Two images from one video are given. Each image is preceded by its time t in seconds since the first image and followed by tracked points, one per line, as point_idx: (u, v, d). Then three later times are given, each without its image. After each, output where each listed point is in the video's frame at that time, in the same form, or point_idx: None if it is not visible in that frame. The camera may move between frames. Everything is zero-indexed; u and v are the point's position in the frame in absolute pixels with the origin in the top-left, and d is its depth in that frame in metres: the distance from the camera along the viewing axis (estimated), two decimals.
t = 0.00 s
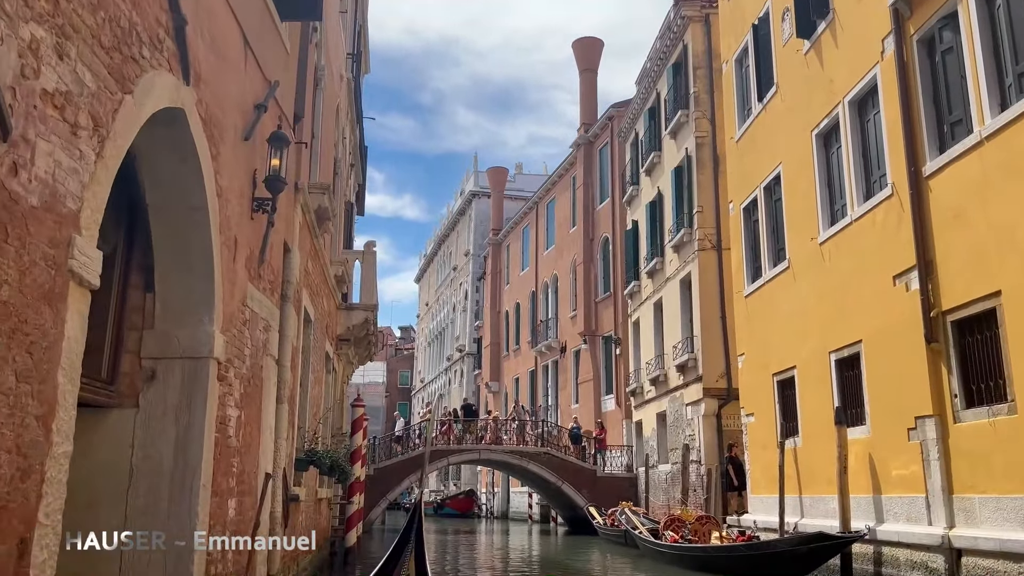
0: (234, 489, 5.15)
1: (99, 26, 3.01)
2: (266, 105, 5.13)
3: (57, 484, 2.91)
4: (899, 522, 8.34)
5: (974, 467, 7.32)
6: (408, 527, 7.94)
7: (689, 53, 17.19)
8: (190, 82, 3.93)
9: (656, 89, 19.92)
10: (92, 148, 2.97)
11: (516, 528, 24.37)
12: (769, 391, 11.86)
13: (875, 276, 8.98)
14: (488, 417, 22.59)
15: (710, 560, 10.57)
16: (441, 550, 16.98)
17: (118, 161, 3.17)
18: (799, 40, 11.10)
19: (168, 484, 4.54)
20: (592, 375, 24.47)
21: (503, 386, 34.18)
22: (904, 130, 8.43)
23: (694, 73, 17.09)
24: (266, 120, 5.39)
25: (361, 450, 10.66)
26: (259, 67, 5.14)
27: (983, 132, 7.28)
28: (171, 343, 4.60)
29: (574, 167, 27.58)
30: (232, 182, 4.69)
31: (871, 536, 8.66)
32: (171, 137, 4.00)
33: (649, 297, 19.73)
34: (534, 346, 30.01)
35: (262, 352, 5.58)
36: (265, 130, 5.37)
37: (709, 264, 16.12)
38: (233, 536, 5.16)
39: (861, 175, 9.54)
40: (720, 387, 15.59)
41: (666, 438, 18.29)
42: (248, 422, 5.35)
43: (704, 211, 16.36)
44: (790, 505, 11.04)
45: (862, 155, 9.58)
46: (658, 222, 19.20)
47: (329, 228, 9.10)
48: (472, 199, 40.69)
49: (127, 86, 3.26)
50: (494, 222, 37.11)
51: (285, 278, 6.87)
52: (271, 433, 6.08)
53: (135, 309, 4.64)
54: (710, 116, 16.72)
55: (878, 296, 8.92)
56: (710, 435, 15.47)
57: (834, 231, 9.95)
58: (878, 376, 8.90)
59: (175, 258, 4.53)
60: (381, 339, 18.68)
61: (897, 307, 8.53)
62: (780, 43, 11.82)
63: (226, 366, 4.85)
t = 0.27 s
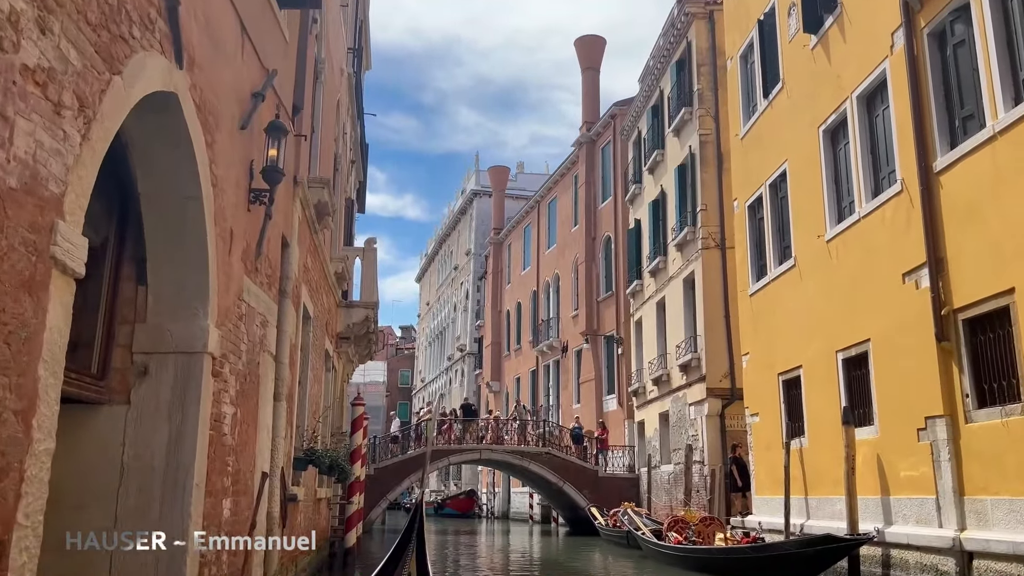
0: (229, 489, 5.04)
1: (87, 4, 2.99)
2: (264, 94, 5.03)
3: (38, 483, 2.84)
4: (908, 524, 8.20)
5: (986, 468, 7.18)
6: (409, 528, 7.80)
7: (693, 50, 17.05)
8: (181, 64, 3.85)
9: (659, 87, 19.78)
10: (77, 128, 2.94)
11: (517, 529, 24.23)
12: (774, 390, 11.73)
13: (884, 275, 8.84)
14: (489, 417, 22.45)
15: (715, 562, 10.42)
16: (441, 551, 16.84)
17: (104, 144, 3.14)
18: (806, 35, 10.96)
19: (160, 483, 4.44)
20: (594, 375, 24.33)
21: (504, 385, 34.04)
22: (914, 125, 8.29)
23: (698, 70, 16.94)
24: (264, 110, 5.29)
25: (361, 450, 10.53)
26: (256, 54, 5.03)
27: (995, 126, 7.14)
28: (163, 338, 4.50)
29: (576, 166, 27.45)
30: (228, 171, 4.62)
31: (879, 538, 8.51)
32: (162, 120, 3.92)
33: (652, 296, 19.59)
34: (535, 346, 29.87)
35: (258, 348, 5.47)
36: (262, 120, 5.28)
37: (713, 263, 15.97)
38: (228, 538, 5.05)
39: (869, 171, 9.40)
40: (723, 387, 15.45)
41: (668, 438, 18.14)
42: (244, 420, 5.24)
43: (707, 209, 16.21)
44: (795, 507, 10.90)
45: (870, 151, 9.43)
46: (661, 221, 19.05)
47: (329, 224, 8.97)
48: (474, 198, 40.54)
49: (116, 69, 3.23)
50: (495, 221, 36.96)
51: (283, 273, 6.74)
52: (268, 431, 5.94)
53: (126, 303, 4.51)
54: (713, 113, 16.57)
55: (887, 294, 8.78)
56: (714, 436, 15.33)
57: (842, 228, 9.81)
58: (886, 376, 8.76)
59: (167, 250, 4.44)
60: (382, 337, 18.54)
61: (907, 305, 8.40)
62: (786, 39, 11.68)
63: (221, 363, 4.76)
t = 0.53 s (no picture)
0: (224, 490, 4.93)
1: None
2: (261, 83, 4.93)
3: (17, 482, 2.73)
4: (918, 526, 8.05)
5: (999, 469, 7.03)
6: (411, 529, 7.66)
7: (697, 47, 16.90)
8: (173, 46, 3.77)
9: (662, 84, 19.63)
10: (60, 105, 2.85)
11: (519, 529, 24.08)
12: (780, 390, 11.57)
13: (894, 272, 8.69)
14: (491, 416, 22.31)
15: (721, 564, 10.28)
16: (443, 551, 16.71)
17: (89, 125, 3.05)
18: (813, 30, 10.81)
19: (152, 481, 4.35)
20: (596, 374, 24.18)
21: (506, 385, 33.90)
22: (925, 119, 8.13)
23: (702, 66, 16.79)
24: (261, 99, 5.20)
25: (361, 449, 10.38)
26: (253, 41, 4.93)
27: (1008, 120, 6.99)
28: (156, 332, 4.42)
29: (578, 165, 27.30)
30: (223, 160, 4.53)
31: (889, 540, 8.37)
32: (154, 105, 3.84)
33: (655, 295, 19.44)
34: (537, 345, 29.72)
35: (256, 343, 5.37)
36: (260, 110, 5.17)
37: (717, 261, 15.82)
38: (224, 539, 4.94)
39: (878, 167, 9.25)
40: (728, 386, 15.30)
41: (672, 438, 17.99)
42: (240, 418, 5.14)
43: (711, 207, 16.06)
44: (802, 508, 10.75)
45: (879, 146, 9.28)
46: (664, 219, 18.90)
47: (329, 220, 8.83)
48: (475, 198, 40.40)
49: (103, 47, 3.14)
50: (497, 220, 36.82)
51: (282, 268, 6.62)
52: (265, 430, 5.81)
53: (118, 296, 4.44)
54: (718, 110, 16.42)
55: (897, 292, 8.63)
56: (718, 436, 15.18)
57: (850, 225, 9.66)
58: (896, 375, 8.61)
59: (160, 241, 4.35)
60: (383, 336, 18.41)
61: (917, 303, 8.25)
62: (793, 34, 11.52)
63: (216, 358, 4.67)
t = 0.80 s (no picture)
0: (218, 491, 4.80)
1: None
2: (257, 69, 4.85)
3: None
4: (930, 526, 7.89)
5: (1013, 468, 6.88)
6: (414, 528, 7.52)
7: (701, 43, 16.76)
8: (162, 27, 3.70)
9: (665, 81, 19.49)
10: (39, 80, 2.75)
11: (521, 530, 23.94)
12: (787, 388, 11.42)
13: (905, 268, 8.53)
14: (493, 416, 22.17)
15: (727, 564, 10.12)
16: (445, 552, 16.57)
17: (71, 103, 2.95)
18: (820, 23, 10.67)
19: (144, 480, 4.23)
20: (599, 374, 24.03)
21: (508, 385, 33.76)
22: (936, 111, 7.98)
23: (706, 63, 16.66)
24: (259, 87, 5.11)
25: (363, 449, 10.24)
26: (249, 26, 4.86)
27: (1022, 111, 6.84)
28: (148, 325, 4.31)
29: (581, 163, 27.16)
30: (217, 148, 4.44)
31: (900, 540, 8.21)
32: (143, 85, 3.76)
33: (659, 294, 19.30)
34: (540, 345, 29.58)
35: (252, 338, 5.27)
36: (256, 97, 5.09)
37: (721, 259, 15.68)
38: (220, 539, 4.82)
39: (888, 161, 9.10)
40: (733, 385, 15.15)
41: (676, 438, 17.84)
42: (236, 416, 5.03)
43: (716, 205, 15.91)
44: (809, 508, 10.60)
45: (888, 140, 9.13)
46: (668, 217, 18.75)
47: (329, 215, 8.69)
48: (477, 197, 40.26)
49: (87, 21, 3.04)
50: (499, 220, 36.69)
51: (280, 262, 6.51)
52: (262, 427, 5.67)
53: (108, 287, 4.34)
54: (722, 107, 16.27)
55: (908, 288, 8.48)
56: (723, 435, 15.04)
57: (858, 220, 9.51)
58: (905, 372, 8.47)
59: (151, 231, 4.26)
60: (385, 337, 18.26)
61: (929, 298, 8.10)
62: (799, 27, 11.38)
63: (209, 353, 4.56)
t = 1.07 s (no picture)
0: (212, 489, 4.69)
1: None
2: (252, 57, 4.78)
3: None
4: (941, 525, 7.75)
5: None
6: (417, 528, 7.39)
7: (704, 38, 16.61)
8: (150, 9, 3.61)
9: (668, 78, 19.34)
10: (13, 53, 2.63)
11: (523, 530, 23.81)
12: (793, 385, 11.28)
13: (914, 263, 8.39)
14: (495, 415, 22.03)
15: (733, 564, 9.98)
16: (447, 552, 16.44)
17: (49, 80, 2.83)
18: (826, 15, 10.52)
19: (133, 478, 4.10)
20: (601, 373, 23.89)
21: (510, 384, 33.62)
22: (946, 103, 7.83)
23: (709, 58, 16.51)
24: (252, 74, 5.05)
25: (363, 448, 10.11)
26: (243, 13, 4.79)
27: None
28: (137, 319, 4.18)
29: (582, 161, 27.01)
30: (209, 136, 4.37)
31: (910, 540, 8.07)
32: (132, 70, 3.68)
33: (661, 292, 19.16)
34: (541, 344, 29.43)
35: (247, 333, 5.18)
36: (250, 86, 5.00)
37: (725, 256, 15.54)
38: (214, 540, 4.70)
39: (896, 154, 8.95)
40: (737, 383, 15.01)
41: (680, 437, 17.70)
42: (230, 413, 4.92)
43: (719, 201, 15.77)
44: (816, 507, 10.46)
45: (896, 133, 8.98)
46: (671, 214, 18.60)
47: (327, 210, 8.56)
48: (479, 196, 40.11)
49: None
50: (501, 218, 36.55)
51: (277, 257, 6.39)
52: (258, 426, 5.55)
53: (95, 280, 4.24)
54: (725, 102, 16.12)
55: (916, 283, 8.34)
56: (727, 434, 14.90)
57: (866, 215, 9.37)
58: (914, 369, 8.34)
59: (140, 221, 4.16)
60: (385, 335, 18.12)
61: (938, 293, 7.96)
62: (805, 20, 11.23)
63: (200, 347, 4.44)
